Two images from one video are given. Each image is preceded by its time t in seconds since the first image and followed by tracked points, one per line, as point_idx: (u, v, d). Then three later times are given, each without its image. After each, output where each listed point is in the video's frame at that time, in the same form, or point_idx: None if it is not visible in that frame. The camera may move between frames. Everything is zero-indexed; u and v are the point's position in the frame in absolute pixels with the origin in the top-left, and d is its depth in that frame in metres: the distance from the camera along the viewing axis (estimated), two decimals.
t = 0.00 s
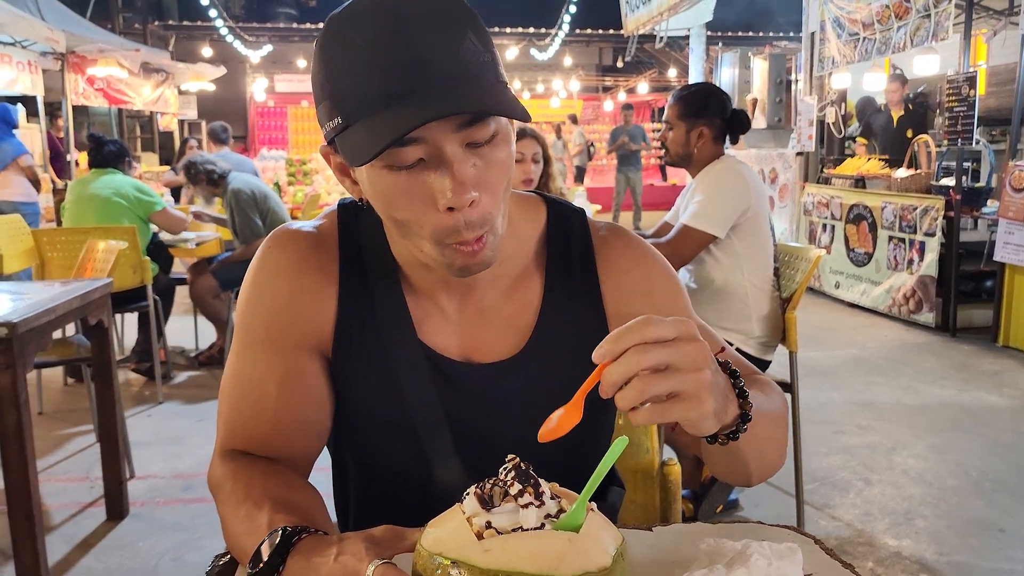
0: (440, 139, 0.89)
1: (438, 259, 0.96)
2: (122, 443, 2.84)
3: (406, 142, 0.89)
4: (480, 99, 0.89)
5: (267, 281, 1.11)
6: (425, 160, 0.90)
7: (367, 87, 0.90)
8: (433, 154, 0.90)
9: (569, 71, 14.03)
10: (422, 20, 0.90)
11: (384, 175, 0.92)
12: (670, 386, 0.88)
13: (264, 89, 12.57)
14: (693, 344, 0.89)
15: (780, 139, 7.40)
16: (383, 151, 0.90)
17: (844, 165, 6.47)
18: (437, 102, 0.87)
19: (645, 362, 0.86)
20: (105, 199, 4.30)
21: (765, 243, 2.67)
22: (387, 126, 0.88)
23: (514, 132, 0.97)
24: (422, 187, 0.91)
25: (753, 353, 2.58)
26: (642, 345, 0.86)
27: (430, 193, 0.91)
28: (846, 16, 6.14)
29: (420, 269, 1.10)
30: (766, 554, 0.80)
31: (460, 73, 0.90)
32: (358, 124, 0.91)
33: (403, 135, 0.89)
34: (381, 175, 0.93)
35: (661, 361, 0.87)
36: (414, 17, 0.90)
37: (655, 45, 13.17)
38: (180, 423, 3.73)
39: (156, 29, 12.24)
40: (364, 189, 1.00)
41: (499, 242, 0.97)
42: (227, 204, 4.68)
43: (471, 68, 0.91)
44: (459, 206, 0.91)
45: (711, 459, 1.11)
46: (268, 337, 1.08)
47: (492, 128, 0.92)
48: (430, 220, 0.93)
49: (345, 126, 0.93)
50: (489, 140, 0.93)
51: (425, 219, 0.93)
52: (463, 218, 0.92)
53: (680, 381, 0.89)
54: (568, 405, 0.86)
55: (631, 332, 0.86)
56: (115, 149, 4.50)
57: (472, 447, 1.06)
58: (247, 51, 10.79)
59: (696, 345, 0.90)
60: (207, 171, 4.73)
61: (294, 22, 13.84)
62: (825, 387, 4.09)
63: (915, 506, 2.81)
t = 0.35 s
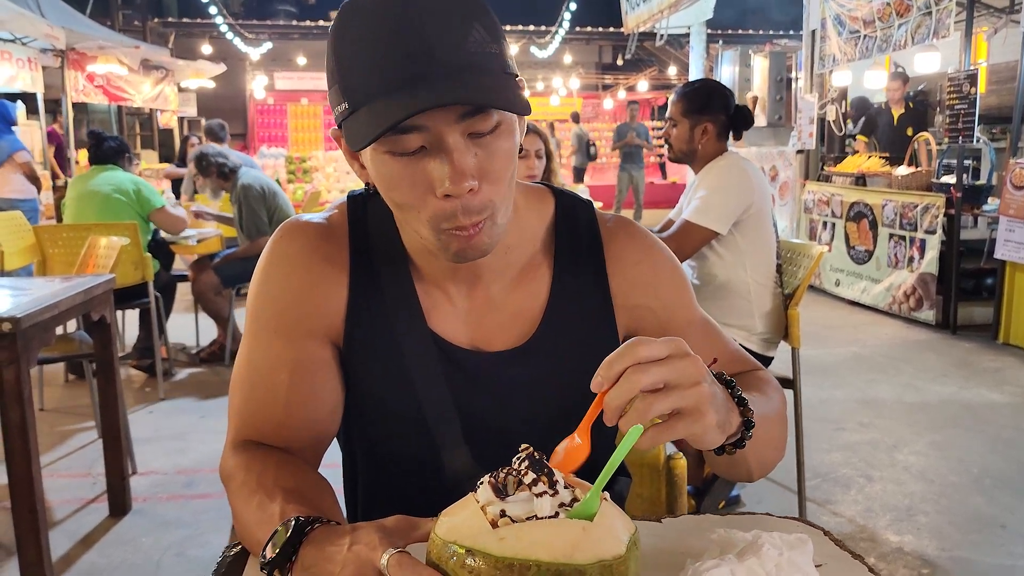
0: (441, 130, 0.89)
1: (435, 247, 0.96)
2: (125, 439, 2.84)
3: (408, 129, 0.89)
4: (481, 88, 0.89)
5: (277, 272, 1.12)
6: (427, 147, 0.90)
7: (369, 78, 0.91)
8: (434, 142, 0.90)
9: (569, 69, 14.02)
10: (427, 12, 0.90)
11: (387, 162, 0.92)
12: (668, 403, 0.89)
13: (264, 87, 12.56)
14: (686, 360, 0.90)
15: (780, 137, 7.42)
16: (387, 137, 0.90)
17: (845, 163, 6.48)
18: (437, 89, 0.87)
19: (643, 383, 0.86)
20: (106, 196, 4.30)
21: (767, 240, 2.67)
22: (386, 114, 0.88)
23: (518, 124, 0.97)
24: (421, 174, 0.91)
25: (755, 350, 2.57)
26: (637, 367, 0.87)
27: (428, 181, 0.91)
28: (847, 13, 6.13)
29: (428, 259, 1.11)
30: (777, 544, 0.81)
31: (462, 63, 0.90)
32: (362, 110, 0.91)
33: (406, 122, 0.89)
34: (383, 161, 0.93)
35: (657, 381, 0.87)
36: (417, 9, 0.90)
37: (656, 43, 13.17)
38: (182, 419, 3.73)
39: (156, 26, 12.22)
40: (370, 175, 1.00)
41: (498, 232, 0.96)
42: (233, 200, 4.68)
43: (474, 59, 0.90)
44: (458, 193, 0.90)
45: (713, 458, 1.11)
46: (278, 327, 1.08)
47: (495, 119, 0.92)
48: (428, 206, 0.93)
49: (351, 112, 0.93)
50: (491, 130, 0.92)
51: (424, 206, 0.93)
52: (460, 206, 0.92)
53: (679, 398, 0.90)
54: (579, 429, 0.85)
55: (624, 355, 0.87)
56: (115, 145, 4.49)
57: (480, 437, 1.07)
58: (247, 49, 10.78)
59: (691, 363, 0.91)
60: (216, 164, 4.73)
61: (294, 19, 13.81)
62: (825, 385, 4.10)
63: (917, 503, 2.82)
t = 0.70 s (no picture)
0: (455, 109, 0.91)
1: (444, 226, 0.96)
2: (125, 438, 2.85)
3: (423, 107, 0.91)
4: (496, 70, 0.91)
5: (283, 268, 1.13)
6: (440, 127, 0.92)
7: (385, 58, 0.93)
8: (447, 121, 0.92)
9: (566, 68, 14.02)
10: None
11: (399, 141, 0.94)
12: (706, 368, 0.92)
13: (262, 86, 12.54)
14: (716, 330, 0.93)
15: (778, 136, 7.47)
16: (399, 115, 0.92)
17: (842, 162, 6.49)
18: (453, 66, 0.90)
19: (677, 348, 0.90)
20: (105, 195, 4.30)
21: (765, 237, 2.68)
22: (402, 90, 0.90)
23: (527, 115, 0.99)
24: (434, 153, 0.93)
25: (754, 347, 2.58)
26: (671, 328, 0.90)
27: (440, 159, 0.92)
28: (845, 13, 6.14)
29: (434, 255, 1.12)
30: (780, 538, 0.82)
31: (477, 44, 0.92)
32: (378, 88, 0.93)
33: (420, 101, 0.91)
34: (395, 140, 0.94)
35: (692, 346, 0.91)
36: None
37: (653, 42, 13.19)
38: (182, 418, 3.73)
39: (153, 25, 12.20)
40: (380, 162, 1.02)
41: (508, 215, 0.97)
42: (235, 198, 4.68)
43: (489, 43, 0.93)
44: (470, 171, 0.92)
45: (714, 458, 1.12)
46: (285, 321, 1.09)
47: (507, 102, 0.94)
48: (438, 183, 0.93)
49: (367, 93, 0.95)
50: (503, 115, 0.94)
51: (434, 183, 0.94)
52: (471, 184, 0.93)
53: (713, 365, 0.93)
54: (611, 397, 0.86)
55: (659, 318, 0.90)
56: (115, 144, 4.49)
57: (485, 432, 1.08)
58: (245, 48, 10.77)
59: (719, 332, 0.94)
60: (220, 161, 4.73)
61: (291, 18, 13.79)
62: (823, 383, 4.11)
63: (915, 500, 2.83)
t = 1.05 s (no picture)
0: (464, 128, 0.91)
1: (454, 241, 0.97)
2: (121, 440, 2.84)
3: (431, 125, 0.91)
4: (505, 87, 0.91)
5: (284, 268, 1.13)
6: (449, 144, 0.92)
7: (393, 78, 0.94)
8: (456, 139, 0.92)
9: (561, 69, 14.05)
10: (449, 13, 0.94)
11: (409, 157, 0.94)
12: (724, 373, 0.95)
13: (256, 86, 12.54)
14: (737, 338, 0.96)
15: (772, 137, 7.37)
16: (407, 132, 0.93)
17: (836, 163, 6.53)
18: (462, 85, 0.90)
19: (703, 350, 0.92)
20: (99, 196, 4.28)
21: (760, 238, 2.70)
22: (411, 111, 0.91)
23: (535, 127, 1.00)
24: (445, 168, 0.93)
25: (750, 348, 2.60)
26: (696, 331, 0.93)
27: (450, 176, 0.93)
28: (839, 14, 6.17)
29: (436, 256, 1.13)
30: (776, 534, 0.84)
31: (485, 60, 0.93)
32: (388, 107, 0.94)
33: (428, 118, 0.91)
34: (404, 157, 0.95)
35: (716, 349, 0.93)
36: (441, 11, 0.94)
37: (647, 43, 13.23)
38: (177, 419, 3.72)
39: (147, 26, 12.17)
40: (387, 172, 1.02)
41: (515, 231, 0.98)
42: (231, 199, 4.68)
43: (497, 60, 0.93)
44: (479, 188, 0.92)
45: (707, 463, 1.12)
46: (285, 321, 1.09)
47: (516, 117, 0.94)
48: (448, 202, 0.95)
49: (376, 108, 0.96)
50: (511, 130, 0.94)
51: (445, 201, 0.95)
52: (480, 202, 0.94)
53: (731, 370, 0.95)
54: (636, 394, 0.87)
55: (686, 322, 0.93)
56: (109, 145, 4.49)
57: (485, 432, 1.09)
58: (240, 49, 10.76)
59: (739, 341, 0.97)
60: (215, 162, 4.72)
61: (286, 19, 13.78)
62: (818, 383, 4.13)
63: (908, 499, 2.85)
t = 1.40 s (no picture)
0: (474, 83, 0.99)
1: (449, 200, 1.00)
2: (115, 443, 2.84)
3: (445, 75, 0.99)
4: (513, 54, 1.01)
5: (283, 269, 1.13)
6: (456, 97, 0.99)
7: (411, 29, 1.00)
8: (465, 92, 0.99)
9: (555, 72, 14.09)
10: None
11: (417, 110, 1.00)
12: (720, 384, 0.96)
13: (251, 89, 12.54)
14: (736, 356, 0.98)
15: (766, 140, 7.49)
16: (420, 83, 1.00)
17: (829, 165, 6.56)
18: (473, 39, 0.99)
19: (704, 356, 0.94)
20: (94, 199, 4.28)
21: (753, 240, 2.70)
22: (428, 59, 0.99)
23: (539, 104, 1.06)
24: (450, 121, 0.99)
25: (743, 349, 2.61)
26: (701, 339, 0.95)
27: (455, 131, 0.98)
28: (832, 18, 6.20)
29: (436, 258, 1.14)
30: (767, 533, 0.85)
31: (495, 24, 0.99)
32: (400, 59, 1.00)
33: (439, 70, 0.99)
34: (412, 110, 1.01)
35: (716, 358, 0.95)
36: None
37: (642, 46, 13.28)
38: (171, 422, 3.72)
39: (141, 29, 12.15)
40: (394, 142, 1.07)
41: (513, 202, 1.01)
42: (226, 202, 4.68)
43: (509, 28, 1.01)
44: (482, 142, 0.97)
45: (678, 479, 1.12)
46: (284, 321, 1.10)
47: (522, 86, 1.02)
48: (451, 157, 0.98)
49: (388, 65, 1.02)
50: (518, 94, 1.02)
51: (446, 158, 0.98)
52: (482, 156, 0.97)
53: (725, 383, 0.97)
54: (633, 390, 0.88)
55: (694, 325, 0.95)
56: (104, 148, 4.48)
57: (482, 433, 1.10)
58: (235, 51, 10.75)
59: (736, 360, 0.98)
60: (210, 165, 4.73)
61: (280, 22, 13.78)
62: (811, 385, 4.15)
63: (901, 500, 2.86)
